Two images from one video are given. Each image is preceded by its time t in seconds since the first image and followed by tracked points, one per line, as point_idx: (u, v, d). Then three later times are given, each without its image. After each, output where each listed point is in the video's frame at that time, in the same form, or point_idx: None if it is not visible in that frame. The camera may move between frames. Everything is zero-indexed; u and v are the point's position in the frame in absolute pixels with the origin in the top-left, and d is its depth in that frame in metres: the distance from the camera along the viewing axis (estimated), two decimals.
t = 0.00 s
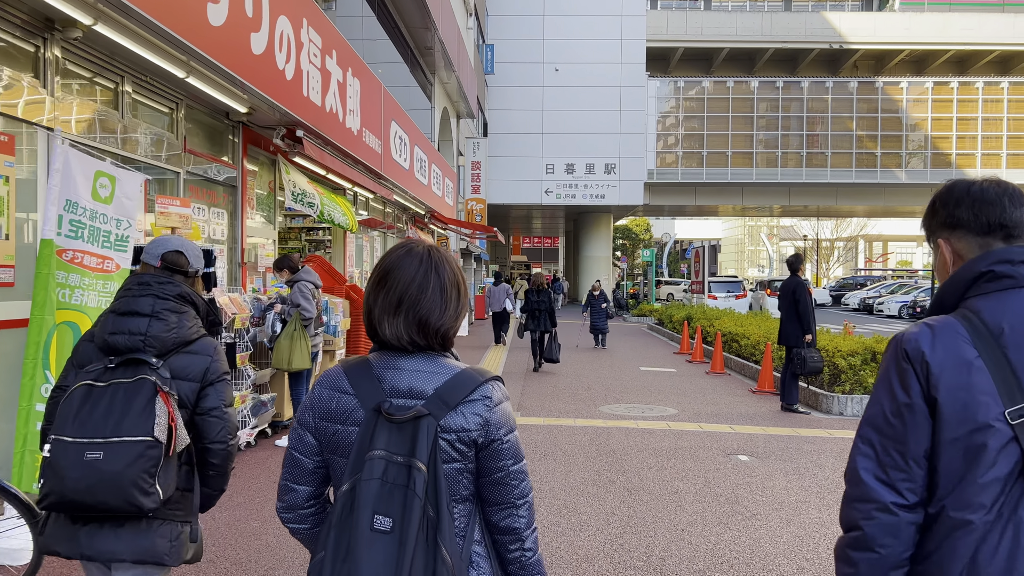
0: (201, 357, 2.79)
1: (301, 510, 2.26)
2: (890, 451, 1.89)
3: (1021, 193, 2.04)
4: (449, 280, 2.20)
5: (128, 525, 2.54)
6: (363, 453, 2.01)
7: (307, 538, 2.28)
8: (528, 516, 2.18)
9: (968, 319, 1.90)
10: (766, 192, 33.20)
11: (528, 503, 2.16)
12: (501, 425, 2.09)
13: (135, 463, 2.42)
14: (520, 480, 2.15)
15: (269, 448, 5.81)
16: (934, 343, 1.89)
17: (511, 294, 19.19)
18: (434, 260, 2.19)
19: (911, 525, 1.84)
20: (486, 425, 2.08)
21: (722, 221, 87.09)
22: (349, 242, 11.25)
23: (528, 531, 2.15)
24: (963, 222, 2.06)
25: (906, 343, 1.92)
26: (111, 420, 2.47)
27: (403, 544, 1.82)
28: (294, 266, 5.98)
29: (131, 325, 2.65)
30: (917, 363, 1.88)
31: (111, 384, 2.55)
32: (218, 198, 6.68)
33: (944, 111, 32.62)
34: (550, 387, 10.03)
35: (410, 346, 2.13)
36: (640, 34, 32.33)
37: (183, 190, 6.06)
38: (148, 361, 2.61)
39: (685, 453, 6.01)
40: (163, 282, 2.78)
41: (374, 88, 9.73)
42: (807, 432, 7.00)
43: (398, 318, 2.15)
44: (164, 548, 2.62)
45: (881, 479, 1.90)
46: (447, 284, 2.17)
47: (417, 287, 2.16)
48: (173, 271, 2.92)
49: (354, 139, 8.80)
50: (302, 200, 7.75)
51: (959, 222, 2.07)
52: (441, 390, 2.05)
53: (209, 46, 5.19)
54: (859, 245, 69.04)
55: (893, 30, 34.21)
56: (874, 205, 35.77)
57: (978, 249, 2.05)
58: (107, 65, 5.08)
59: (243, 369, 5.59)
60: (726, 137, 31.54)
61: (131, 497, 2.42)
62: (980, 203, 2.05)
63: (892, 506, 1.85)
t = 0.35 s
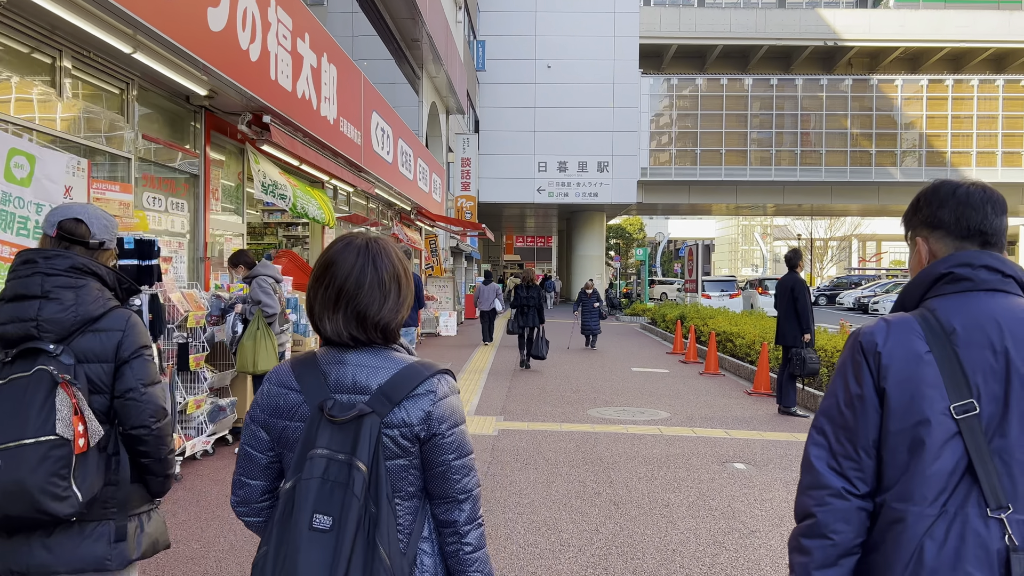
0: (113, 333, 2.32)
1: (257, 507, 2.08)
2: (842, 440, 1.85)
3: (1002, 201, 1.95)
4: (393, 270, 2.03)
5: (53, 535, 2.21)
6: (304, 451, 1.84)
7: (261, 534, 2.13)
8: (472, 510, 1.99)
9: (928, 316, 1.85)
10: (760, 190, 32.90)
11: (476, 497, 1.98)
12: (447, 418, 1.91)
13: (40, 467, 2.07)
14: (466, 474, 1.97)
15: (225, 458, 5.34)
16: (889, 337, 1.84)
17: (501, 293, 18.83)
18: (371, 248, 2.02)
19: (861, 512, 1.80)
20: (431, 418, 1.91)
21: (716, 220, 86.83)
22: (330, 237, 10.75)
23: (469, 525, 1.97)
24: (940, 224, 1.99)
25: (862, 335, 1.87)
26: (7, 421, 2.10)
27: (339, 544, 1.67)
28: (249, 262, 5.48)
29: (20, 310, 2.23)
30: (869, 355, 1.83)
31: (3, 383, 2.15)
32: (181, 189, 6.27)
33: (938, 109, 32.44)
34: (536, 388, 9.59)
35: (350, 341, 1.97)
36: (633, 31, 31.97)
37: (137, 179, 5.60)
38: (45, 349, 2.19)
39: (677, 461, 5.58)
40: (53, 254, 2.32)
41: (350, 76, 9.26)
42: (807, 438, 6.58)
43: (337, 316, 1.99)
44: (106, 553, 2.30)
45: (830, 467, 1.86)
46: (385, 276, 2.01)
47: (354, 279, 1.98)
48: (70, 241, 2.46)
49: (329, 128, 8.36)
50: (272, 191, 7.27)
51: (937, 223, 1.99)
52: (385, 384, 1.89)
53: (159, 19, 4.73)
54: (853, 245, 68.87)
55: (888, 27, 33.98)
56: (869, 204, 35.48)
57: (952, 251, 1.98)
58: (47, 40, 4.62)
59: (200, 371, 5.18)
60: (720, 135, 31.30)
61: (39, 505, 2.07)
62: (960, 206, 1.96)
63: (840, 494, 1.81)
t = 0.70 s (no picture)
0: (69, 361, 2.15)
1: (218, 513, 2.12)
2: (817, 442, 1.79)
3: (948, 191, 1.96)
4: (363, 285, 2.05)
5: None
6: (261, 456, 1.89)
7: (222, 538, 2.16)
8: (434, 532, 1.97)
9: (891, 310, 1.82)
10: (756, 190, 32.51)
11: (439, 516, 1.97)
12: (404, 434, 1.92)
13: None
14: (427, 493, 1.96)
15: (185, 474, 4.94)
16: (858, 332, 1.80)
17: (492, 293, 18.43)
18: (346, 260, 2.06)
19: (838, 514, 1.74)
20: (388, 434, 1.92)
21: (710, 219, 86.56)
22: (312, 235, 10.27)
23: (431, 547, 1.95)
24: (891, 217, 1.97)
25: (830, 332, 1.83)
26: None
27: (280, 547, 1.69)
28: (198, 266, 5.17)
29: None
30: (840, 352, 1.79)
31: None
32: (139, 183, 5.87)
33: (933, 108, 32.11)
34: (525, 393, 9.17)
35: (319, 353, 2.00)
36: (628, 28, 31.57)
37: (86, 171, 5.17)
38: None
39: (671, 477, 5.17)
40: (8, 266, 2.12)
41: (330, 64, 8.84)
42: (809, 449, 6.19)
43: (309, 326, 2.02)
44: None
45: (807, 471, 1.79)
46: (360, 289, 2.04)
47: (328, 292, 2.02)
48: (24, 250, 2.24)
49: (306, 121, 7.97)
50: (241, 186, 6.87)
51: (890, 216, 1.97)
52: (345, 395, 1.92)
53: None
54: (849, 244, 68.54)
55: (884, 25, 33.71)
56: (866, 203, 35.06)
57: (906, 244, 1.95)
58: None
59: (151, 381, 4.76)
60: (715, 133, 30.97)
61: None
62: (908, 197, 1.95)
63: (820, 497, 1.74)
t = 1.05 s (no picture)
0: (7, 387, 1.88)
1: (187, 516, 2.12)
2: (754, 446, 1.78)
3: (895, 192, 1.96)
4: (343, 281, 2.14)
5: None
6: (248, 455, 1.94)
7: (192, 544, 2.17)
8: (426, 518, 2.12)
9: (833, 313, 1.81)
10: (753, 190, 32.15)
11: (425, 502, 2.11)
12: (396, 427, 2.04)
13: None
14: (415, 482, 2.09)
15: (137, 496, 4.52)
16: (797, 337, 1.79)
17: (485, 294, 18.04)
18: (325, 259, 2.13)
19: (773, 519, 1.74)
20: (379, 428, 2.02)
21: (705, 219, 86.23)
22: (294, 234, 9.84)
23: (425, 533, 2.10)
24: (838, 218, 1.97)
25: (771, 337, 1.80)
26: None
27: (286, 545, 1.77)
28: (154, 267, 4.81)
29: None
30: (778, 357, 1.77)
31: None
32: (95, 178, 5.41)
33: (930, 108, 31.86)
34: (515, 400, 8.75)
35: (305, 348, 2.06)
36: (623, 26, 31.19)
37: (29, 164, 4.73)
38: None
39: (671, 497, 4.77)
40: None
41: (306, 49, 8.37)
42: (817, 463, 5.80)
43: (292, 323, 2.07)
44: None
45: (742, 473, 1.79)
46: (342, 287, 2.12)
47: (310, 289, 2.08)
48: None
49: (283, 114, 7.59)
50: (211, 184, 6.48)
51: (836, 217, 1.97)
52: (333, 391, 1.99)
53: None
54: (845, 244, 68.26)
55: (881, 24, 33.39)
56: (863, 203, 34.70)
57: (853, 245, 1.95)
58: None
59: (99, 394, 4.37)
60: (711, 132, 30.85)
61: None
62: (856, 199, 1.95)
63: (754, 501, 1.74)
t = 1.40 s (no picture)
0: None
1: (116, 494, 2.03)
2: (715, 438, 1.74)
3: (886, 200, 1.88)
4: (275, 261, 2.02)
5: None
6: (169, 435, 1.86)
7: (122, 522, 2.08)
8: (344, 502, 1.98)
9: (802, 314, 1.76)
10: (750, 188, 31.79)
11: (348, 488, 1.99)
12: (319, 408, 1.92)
13: None
14: (337, 465, 1.96)
15: (77, 511, 4.10)
16: (766, 333, 1.73)
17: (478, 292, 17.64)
18: (255, 238, 2.00)
19: (731, 512, 1.70)
20: (302, 407, 1.91)
21: (702, 218, 85.89)
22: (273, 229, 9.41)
23: (340, 518, 1.96)
24: (827, 221, 1.88)
25: (740, 333, 1.76)
26: None
27: (202, 525, 1.69)
28: (101, 260, 4.41)
29: None
30: (745, 353, 1.72)
31: None
32: (41, 164, 4.99)
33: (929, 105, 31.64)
34: (503, 403, 8.30)
35: (231, 328, 1.95)
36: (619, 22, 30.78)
37: None
38: None
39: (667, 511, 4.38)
40: None
41: (281, 32, 7.95)
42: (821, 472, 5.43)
43: (219, 300, 1.95)
44: None
45: (704, 466, 1.74)
46: (271, 264, 2.00)
47: (238, 267, 1.96)
48: None
49: (257, 102, 7.21)
50: (177, 173, 6.12)
51: (826, 220, 1.88)
52: (257, 370, 1.89)
53: None
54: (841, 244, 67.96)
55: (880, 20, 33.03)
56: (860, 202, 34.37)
57: (839, 249, 1.87)
58: None
59: (35, 400, 3.97)
60: (708, 130, 30.56)
61: None
62: (847, 204, 1.87)
63: (713, 493, 1.70)
